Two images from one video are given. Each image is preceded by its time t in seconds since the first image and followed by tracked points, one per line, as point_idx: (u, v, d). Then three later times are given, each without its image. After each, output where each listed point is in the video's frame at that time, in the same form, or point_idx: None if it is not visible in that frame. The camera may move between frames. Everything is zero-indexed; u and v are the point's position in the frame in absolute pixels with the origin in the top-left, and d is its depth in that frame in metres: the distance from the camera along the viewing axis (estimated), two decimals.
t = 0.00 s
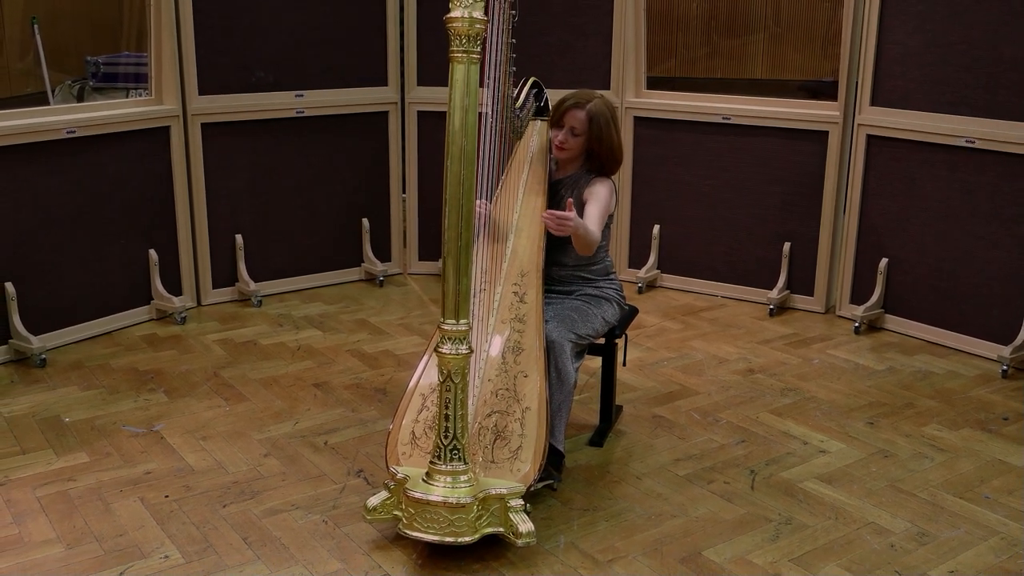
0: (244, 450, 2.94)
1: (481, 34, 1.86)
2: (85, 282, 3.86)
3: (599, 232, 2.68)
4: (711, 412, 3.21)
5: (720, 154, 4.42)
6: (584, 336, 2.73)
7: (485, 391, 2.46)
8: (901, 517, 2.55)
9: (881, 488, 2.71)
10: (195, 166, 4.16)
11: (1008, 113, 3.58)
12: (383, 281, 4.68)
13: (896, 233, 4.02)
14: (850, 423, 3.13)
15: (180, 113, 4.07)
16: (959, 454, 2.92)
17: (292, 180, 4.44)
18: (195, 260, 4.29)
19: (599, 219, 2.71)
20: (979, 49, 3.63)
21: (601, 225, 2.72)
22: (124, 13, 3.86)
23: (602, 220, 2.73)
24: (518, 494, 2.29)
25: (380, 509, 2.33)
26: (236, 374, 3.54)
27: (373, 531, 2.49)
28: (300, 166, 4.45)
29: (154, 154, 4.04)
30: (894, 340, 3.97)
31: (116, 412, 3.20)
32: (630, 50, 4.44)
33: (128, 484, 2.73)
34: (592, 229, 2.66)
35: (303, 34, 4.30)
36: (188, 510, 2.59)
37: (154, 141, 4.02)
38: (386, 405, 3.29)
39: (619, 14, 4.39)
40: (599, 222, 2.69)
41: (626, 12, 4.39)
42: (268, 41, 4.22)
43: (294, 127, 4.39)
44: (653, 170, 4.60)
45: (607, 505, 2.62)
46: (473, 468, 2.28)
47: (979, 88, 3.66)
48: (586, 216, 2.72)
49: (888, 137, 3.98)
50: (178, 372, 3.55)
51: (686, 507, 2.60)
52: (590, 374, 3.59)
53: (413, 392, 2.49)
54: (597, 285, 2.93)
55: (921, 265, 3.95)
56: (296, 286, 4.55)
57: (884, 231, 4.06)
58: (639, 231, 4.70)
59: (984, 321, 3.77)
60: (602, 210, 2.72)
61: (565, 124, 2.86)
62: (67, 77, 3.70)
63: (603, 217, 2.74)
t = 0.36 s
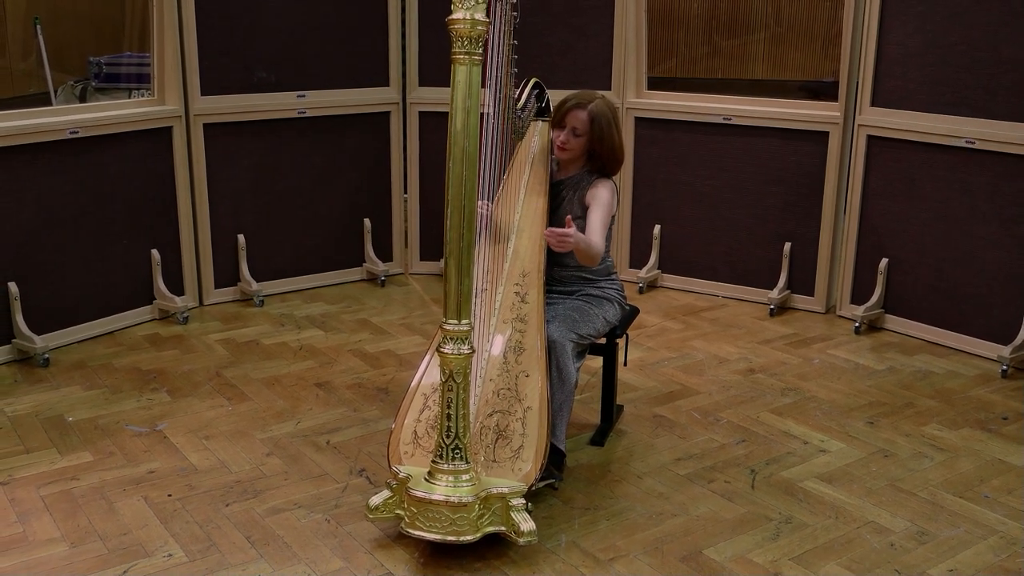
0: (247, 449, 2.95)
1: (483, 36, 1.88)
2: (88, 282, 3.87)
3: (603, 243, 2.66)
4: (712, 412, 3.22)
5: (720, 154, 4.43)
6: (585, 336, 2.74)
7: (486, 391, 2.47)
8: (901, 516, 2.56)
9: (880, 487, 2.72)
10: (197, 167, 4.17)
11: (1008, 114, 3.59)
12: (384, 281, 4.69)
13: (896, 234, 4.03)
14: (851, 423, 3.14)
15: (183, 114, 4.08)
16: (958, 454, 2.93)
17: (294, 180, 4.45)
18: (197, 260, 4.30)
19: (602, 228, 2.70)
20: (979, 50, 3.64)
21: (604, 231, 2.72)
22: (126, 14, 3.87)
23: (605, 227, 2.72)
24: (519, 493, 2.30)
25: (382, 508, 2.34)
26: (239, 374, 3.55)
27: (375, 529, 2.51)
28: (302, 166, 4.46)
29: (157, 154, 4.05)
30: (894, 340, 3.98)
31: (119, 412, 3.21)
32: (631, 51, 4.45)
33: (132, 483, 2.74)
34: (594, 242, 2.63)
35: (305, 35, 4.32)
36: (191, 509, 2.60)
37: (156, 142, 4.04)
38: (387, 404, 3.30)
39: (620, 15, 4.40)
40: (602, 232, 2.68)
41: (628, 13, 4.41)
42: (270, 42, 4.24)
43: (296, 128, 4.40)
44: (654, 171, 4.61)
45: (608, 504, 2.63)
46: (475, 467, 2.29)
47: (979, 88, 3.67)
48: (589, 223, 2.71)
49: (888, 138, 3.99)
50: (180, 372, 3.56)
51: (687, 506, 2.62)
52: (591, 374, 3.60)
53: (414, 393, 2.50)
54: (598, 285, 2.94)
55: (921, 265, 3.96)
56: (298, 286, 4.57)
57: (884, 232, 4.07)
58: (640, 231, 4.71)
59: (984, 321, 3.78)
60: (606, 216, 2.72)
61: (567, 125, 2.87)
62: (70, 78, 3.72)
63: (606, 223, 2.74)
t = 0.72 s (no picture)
0: (249, 448, 2.97)
1: (486, 36, 1.89)
2: (91, 281, 3.89)
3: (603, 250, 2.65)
4: (712, 411, 3.23)
5: (721, 154, 4.45)
6: (586, 335, 2.75)
7: (488, 390, 2.48)
8: (900, 514, 2.57)
9: (880, 486, 2.73)
10: (200, 166, 4.19)
11: (1008, 114, 3.61)
12: (386, 280, 4.71)
13: (896, 233, 4.04)
14: (851, 422, 3.15)
15: (186, 114, 4.10)
16: (958, 452, 2.94)
17: (296, 179, 4.47)
18: (199, 260, 4.31)
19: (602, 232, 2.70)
20: (980, 51, 3.65)
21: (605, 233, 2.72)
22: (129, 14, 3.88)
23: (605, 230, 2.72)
24: (521, 491, 2.31)
25: (385, 505, 2.36)
26: (242, 372, 3.57)
27: (378, 527, 2.52)
28: (304, 166, 4.47)
29: (160, 154, 4.07)
30: (894, 339, 3.99)
31: (122, 410, 3.23)
32: (632, 51, 4.46)
33: (135, 481, 2.76)
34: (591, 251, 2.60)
35: (307, 35, 4.33)
36: (194, 507, 2.61)
37: (159, 141, 4.05)
38: (389, 403, 3.32)
39: (621, 15, 4.41)
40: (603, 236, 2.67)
41: (629, 13, 4.42)
42: (272, 42, 4.25)
43: (298, 128, 4.42)
44: (655, 170, 4.62)
45: (610, 502, 2.64)
46: (477, 465, 2.30)
47: (978, 89, 3.68)
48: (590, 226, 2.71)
49: (888, 138, 4.00)
50: (183, 371, 3.58)
51: (688, 505, 2.63)
52: (592, 373, 3.61)
53: (416, 391, 2.51)
54: (600, 284, 2.95)
55: (921, 265, 3.97)
56: (300, 285, 4.58)
57: (884, 231, 4.08)
58: (641, 230, 4.72)
59: (984, 321, 3.79)
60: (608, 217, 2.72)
61: (570, 124, 2.87)
62: (72, 78, 3.73)
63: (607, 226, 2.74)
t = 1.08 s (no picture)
0: (252, 446, 2.98)
1: (488, 36, 1.89)
2: (94, 280, 3.89)
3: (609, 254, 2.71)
4: (714, 409, 3.24)
5: (723, 154, 4.45)
6: (588, 334, 2.76)
7: (490, 388, 2.49)
8: (902, 512, 2.58)
9: (882, 484, 2.74)
10: (202, 166, 4.20)
11: (1009, 113, 3.61)
12: (388, 279, 4.72)
13: (897, 233, 4.05)
14: (852, 420, 3.16)
15: (188, 113, 4.11)
16: (959, 451, 2.95)
17: (298, 179, 4.47)
18: (201, 259, 4.32)
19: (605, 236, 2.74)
20: (981, 50, 3.66)
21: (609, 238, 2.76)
22: (132, 14, 3.89)
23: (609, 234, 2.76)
24: (524, 489, 2.32)
25: (388, 503, 2.36)
26: (244, 371, 3.57)
27: (381, 525, 2.53)
28: (306, 166, 4.48)
29: (162, 153, 4.08)
30: (895, 338, 4.00)
31: (125, 409, 3.24)
32: (633, 51, 4.47)
33: (139, 479, 2.77)
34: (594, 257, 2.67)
35: (309, 35, 4.34)
36: (198, 505, 2.62)
37: (161, 141, 4.06)
38: (392, 401, 3.33)
39: (623, 15, 4.42)
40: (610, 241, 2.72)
41: (630, 13, 4.42)
42: (274, 42, 4.26)
43: (300, 127, 4.43)
44: (656, 170, 4.63)
45: (612, 500, 2.65)
46: (479, 463, 2.31)
47: (979, 88, 3.69)
48: (594, 230, 2.76)
49: (890, 137, 4.01)
50: (186, 370, 3.59)
51: (690, 503, 2.64)
52: (594, 372, 3.62)
53: (419, 389, 2.52)
54: (602, 283, 2.95)
55: (922, 264, 3.98)
56: (302, 284, 4.59)
57: (885, 231, 4.09)
58: (642, 230, 4.73)
59: (985, 320, 3.80)
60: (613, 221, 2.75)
61: (571, 122, 2.87)
62: (75, 77, 3.74)
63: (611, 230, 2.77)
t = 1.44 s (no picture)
0: (254, 444, 2.98)
1: (490, 35, 1.89)
2: (96, 279, 3.90)
3: (616, 253, 2.77)
4: (715, 408, 3.24)
5: (724, 153, 4.46)
6: (590, 332, 2.77)
7: (492, 386, 2.49)
8: (903, 510, 2.58)
9: (883, 482, 2.74)
10: (203, 165, 4.20)
11: (1010, 112, 3.62)
12: (389, 278, 4.72)
13: (898, 231, 4.05)
14: (853, 418, 3.16)
15: (189, 112, 4.11)
16: (960, 449, 2.95)
17: (300, 178, 4.48)
18: (203, 258, 4.32)
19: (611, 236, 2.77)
20: (982, 48, 3.66)
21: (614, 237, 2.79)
22: (133, 13, 3.90)
23: (613, 233, 2.79)
24: (526, 487, 2.32)
25: (390, 502, 2.37)
26: (246, 370, 3.58)
27: (383, 523, 2.53)
28: (307, 165, 4.49)
29: (164, 153, 4.08)
30: (897, 337, 4.00)
31: (127, 407, 3.24)
32: (634, 50, 4.47)
33: (141, 478, 2.77)
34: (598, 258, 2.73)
35: (310, 34, 4.35)
36: (200, 503, 2.63)
37: (163, 140, 4.07)
38: (393, 400, 3.33)
39: (624, 14, 4.42)
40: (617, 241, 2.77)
41: (631, 12, 4.42)
42: (275, 41, 4.26)
43: (301, 126, 4.43)
44: (658, 169, 4.63)
45: (614, 499, 2.65)
46: (481, 462, 2.31)
47: (980, 87, 3.69)
48: (599, 229, 2.78)
49: (890, 135, 4.01)
50: (187, 369, 3.59)
51: (692, 501, 2.64)
52: (596, 370, 3.63)
53: (421, 387, 2.52)
54: (604, 282, 2.96)
55: (923, 262, 3.98)
56: (303, 283, 4.59)
57: (886, 229, 4.09)
58: (643, 228, 4.73)
59: (986, 318, 3.80)
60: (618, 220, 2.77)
61: (573, 119, 2.88)
62: (76, 77, 3.74)
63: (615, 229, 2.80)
